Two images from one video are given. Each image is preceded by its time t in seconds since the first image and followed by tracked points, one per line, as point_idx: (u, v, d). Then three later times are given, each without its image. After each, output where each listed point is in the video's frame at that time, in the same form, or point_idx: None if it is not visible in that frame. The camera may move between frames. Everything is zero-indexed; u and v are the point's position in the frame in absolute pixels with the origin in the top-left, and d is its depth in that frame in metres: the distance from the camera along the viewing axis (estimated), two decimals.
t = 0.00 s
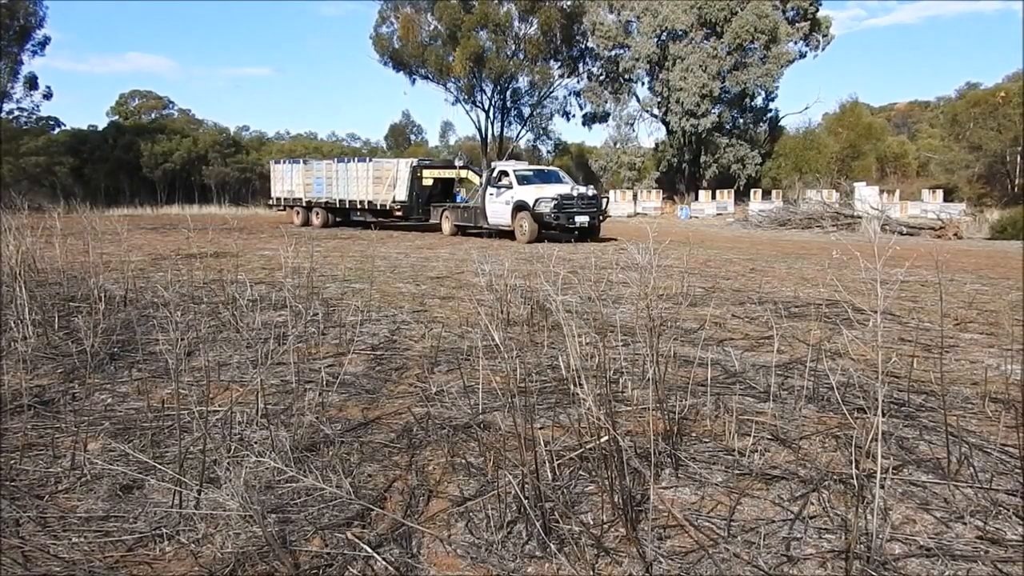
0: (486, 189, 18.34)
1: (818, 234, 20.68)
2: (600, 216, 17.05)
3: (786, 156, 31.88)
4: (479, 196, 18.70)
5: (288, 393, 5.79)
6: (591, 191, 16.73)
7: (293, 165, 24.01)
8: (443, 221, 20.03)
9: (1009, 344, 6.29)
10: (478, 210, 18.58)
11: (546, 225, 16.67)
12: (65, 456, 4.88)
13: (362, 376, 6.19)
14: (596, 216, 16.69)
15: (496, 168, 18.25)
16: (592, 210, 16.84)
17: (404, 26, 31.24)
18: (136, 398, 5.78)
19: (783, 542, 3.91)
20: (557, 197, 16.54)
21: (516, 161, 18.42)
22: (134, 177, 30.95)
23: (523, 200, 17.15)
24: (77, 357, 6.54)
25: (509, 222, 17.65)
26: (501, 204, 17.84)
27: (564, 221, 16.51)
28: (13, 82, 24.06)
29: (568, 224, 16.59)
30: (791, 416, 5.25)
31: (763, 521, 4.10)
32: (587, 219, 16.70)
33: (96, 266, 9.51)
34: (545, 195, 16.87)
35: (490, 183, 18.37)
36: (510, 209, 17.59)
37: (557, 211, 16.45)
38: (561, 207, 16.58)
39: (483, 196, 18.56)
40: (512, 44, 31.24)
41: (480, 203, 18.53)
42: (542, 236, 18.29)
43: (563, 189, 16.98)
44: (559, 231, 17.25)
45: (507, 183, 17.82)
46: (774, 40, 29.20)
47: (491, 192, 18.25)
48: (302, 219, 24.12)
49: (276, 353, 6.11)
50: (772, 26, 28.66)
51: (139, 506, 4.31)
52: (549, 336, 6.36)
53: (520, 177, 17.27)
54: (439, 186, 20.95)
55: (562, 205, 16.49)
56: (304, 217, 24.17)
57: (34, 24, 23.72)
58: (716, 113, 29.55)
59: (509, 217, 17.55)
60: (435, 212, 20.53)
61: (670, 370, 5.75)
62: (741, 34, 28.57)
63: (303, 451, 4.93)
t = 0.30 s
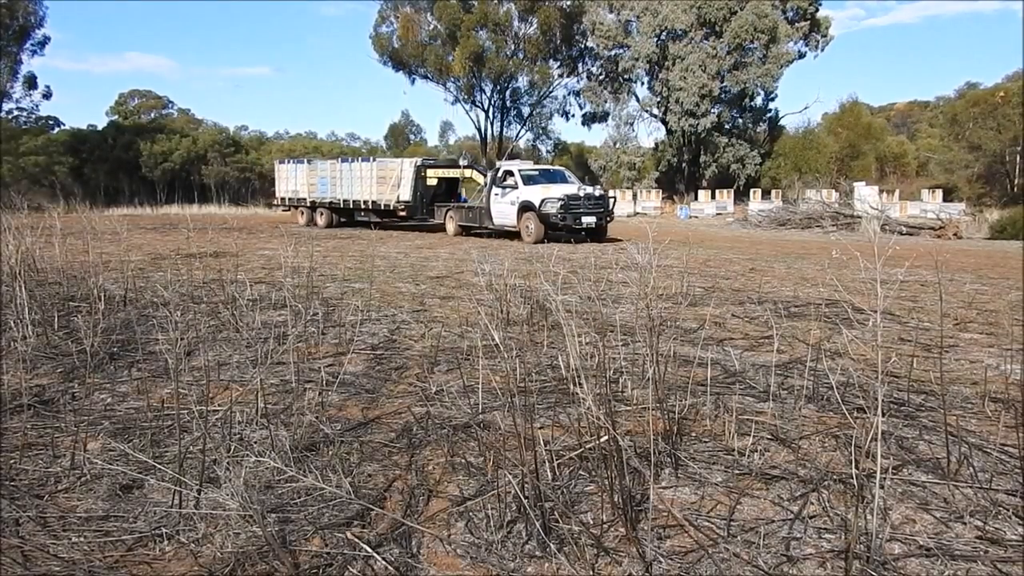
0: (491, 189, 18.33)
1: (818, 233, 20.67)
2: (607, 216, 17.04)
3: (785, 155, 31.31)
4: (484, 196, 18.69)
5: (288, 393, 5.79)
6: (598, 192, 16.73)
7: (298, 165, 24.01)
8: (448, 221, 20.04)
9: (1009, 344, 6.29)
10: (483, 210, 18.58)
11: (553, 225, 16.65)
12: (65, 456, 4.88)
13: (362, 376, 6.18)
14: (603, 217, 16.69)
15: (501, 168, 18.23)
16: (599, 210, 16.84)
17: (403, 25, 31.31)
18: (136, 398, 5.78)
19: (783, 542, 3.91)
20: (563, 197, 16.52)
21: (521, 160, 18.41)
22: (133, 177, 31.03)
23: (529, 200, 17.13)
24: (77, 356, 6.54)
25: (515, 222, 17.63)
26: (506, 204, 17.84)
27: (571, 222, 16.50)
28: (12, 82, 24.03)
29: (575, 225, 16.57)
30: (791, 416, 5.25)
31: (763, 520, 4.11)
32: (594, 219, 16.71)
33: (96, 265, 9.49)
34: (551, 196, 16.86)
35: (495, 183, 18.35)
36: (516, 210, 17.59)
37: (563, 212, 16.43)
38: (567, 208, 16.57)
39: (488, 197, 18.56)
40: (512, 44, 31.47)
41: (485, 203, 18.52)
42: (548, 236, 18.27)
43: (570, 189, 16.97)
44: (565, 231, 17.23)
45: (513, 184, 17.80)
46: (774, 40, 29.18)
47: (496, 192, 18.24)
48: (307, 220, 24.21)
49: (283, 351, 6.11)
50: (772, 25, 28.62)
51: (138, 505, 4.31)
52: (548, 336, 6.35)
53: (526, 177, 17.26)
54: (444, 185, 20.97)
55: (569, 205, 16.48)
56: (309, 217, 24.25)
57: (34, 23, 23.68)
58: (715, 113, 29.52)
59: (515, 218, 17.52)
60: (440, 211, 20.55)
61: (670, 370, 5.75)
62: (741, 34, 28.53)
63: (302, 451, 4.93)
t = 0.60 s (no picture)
0: (490, 190, 18.31)
1: (809, 233, 20.76)
2: (609, 216, 17.05)
3: (776, 156, 31.56)
4: (482, 196, 18.68)
5: (279, 395, 5.80)
6: (600, 192, 16.72)
7: (294, 166, 23.97)
8: (446, 222, 20.04)
9: (998, 342, 6.31)
10: (481, 211, 18.56)
11: (554, 225, 16.65)
12: (54, 460, 4.88)
13: (352, 377, 6.19)
14: (605, 217, 16.67)
15: (499, 168, 18.21)
16: (601, 211, 16.84)
17: (394, 26, 31.25)
18: (125, 401, 5.78)
19: (773, 539, 3.92)
20: (565, 197, 16.50)
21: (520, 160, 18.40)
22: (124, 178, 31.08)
23: (529, 200, 17.12)
24: (65, 360, 6.53)
25: (515, 222, 17.63)
26: (506, 204, 17.82)
27: (572, 222, 16.50)
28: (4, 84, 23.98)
29: (576, 225, 16.57)
30: (780, 414, 5.27)
31: (753, 518, 4.11)
32: (595, 219, 16.70)
33: (85, 268, 9.50)
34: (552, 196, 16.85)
35: (494, 183, 18.34)
36: (516, 210, 17.59)
37: (565, 212, 16.43)
38: (569, 208, 16.56)
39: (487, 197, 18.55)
40: (503, 44, 31.40)
41: (484, 204, 18.50)
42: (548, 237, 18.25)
43: (571, 189, 16.96)
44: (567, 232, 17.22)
45: (512, 184, 17.79)
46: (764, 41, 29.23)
47: (495, 192, 18.23)
48: (303, 221, 23.98)
49: (279, 352, 6.13)
50: (763, 26, 28.63)
51: (128, 509, 4.31)
52: (538, 336, 6.36)
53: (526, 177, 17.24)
54: (442, 185, 21.02)
55: (571, 205, 16.46)
56: (305, 218, 24.03)
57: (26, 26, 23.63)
58: (706, 113, 29.62)
59: (515, 218, 17.51)
60: (437, 212, 20.58)
61: (660, 370, 5.76)
62: (732, 35, 28.60)
63: (293, 453, 4.94)
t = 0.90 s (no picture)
0: (457, 190, 18.21)
1: (763, 232, 21.08)
2: (578, 217, 16.97)
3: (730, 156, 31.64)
4: (448, 197, 18.59)
5: (233, 399, 5.72)
6: (568, 192, 16.64)
7: (255, 166, 23.62)
8: (409, 223, 19.88)
9: (944, 338, 6.47)
10: (446, 211, 18.44)
11: (522, 226, 16.59)
12: None
13: (309, 380, 6.12)
14: (574, 218, 16.58)
15: (465, 169, 18.14)
16: (570, 211, 16.76)
17: (351, 25, 31.00)
18: (74, 407, 5.65)
19: (728, 535, 3.96)
20: (532, 198, 16.44)
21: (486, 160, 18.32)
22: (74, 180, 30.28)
23: (497, 201, 17.07)
24: (11, 365, 6.36)
25: (482, 223, 17.54)
26: (473, 205, 17.75)
27: (541, 223, 16.42)
28: None
29: (545, 226, 16.49)
30: (735, 412, 5.33)
31: (708, 515, 4.16)
32: (563, 220, 16.62)
33: (30, 271, 9.26)
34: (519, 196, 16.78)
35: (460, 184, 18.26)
36: (482, 210, 17.54)
37: (533, 212, 16.36)
38: (537, 209, 16.48)
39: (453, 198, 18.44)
40: (461, 44, 31.48)
41: (450, 205, 18.40)
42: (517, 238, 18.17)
43: (538, 189, 16.91)
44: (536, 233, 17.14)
45: (479, 184, 17.71)
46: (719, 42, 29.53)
47: (461, 193, 18.13)
48: (264, 222, 23.76)
49: (235, 355, 6.04)
50: (716, 28, 28.99)
51: (77, 517, 4.21)
52: (497, 337, 6.37)
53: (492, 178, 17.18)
54: (405, 185, 20.81)
55: (538, 206, 16.40)
56: (267, 220, 23.80)
57: None
58: (662, 114, 29.91)
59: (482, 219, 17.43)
60: (400, 213, 20.42)
61: (617, 369, 5.80)
62: (687, 36, 28.93)
63: (248, 457, 4.87)
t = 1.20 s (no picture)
0: (423, 191, 18.04)
1: (716, 233, 21.42)
2: (548, 218, 16.89)
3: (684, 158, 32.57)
4: (413, 198, 18.43)
5: (185, 404, 5.60)
6: (538, 193, 16.52)
7: (215, 167, 23.17)
8: (373, 226, 19.69)
9: (891, 336, 6.63)
10: (413, 213, 18.30)
11: (491, 228, 16.48)
12: None
13: (263, 384, 6.03)
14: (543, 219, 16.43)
15: (431, 169, 17.95)
16: (539, 212, 16.67)
17: (304, 25, 30.46)
18: (18, 413, 5.48)
19: (683, 533, 4.00)
20: (502, 199, 16.32)
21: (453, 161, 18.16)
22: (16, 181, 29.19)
23: (465, 203, 16.95)
24: None
25: (450, 225, 17.41)
26: (440, 207, 17.62)
27: (510, 225, 16.30)
28: None
29: (515, 227, 16.39)
30: (689, 411, 5.38)
31: (664, 513, 4.19)
32: (534, 222, 16.49)
33: None
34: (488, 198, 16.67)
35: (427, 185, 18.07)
36: (450, 212, 17.43)
37: (503, 214, 16.25)
38: (506, 211, 16.35)
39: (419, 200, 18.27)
40: (415, 45, 30.71)
41: (415, 206, 18.24)
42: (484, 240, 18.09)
43: (507, 190, 16.81)
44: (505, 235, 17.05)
45: (446, 185, 17.56)
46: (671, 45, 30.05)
47: (428, 194, 17.97)
48: (224, 224, 23.29)
49: (186, 359, 5.91)
50: (669, 31, 29.44)
51: (23, 527, 4.09)
52: (453, 339, 6.34)
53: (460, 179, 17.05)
54: (369, 187, 20.70)
55: (508, 207, 16.28)
56: (228, 222, 23.33)
57: None
58: (616, 115, 30.19)
59: (450, 221, 17.30)
60: (363, 216, 20.21)
61: (573, 369, 5.82)
62: (640, 39, 29.45)
63: (200, 463, 4.78)
